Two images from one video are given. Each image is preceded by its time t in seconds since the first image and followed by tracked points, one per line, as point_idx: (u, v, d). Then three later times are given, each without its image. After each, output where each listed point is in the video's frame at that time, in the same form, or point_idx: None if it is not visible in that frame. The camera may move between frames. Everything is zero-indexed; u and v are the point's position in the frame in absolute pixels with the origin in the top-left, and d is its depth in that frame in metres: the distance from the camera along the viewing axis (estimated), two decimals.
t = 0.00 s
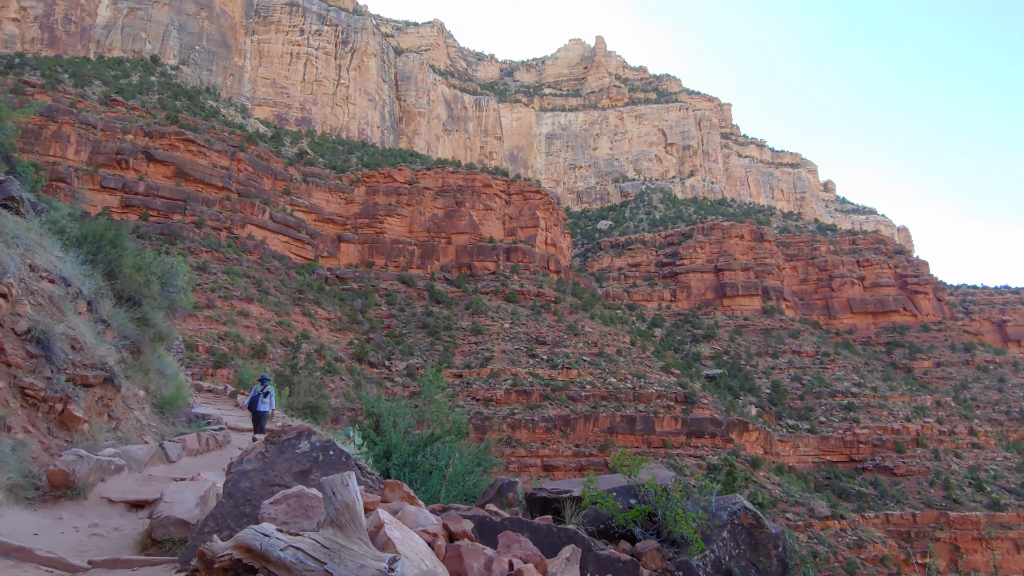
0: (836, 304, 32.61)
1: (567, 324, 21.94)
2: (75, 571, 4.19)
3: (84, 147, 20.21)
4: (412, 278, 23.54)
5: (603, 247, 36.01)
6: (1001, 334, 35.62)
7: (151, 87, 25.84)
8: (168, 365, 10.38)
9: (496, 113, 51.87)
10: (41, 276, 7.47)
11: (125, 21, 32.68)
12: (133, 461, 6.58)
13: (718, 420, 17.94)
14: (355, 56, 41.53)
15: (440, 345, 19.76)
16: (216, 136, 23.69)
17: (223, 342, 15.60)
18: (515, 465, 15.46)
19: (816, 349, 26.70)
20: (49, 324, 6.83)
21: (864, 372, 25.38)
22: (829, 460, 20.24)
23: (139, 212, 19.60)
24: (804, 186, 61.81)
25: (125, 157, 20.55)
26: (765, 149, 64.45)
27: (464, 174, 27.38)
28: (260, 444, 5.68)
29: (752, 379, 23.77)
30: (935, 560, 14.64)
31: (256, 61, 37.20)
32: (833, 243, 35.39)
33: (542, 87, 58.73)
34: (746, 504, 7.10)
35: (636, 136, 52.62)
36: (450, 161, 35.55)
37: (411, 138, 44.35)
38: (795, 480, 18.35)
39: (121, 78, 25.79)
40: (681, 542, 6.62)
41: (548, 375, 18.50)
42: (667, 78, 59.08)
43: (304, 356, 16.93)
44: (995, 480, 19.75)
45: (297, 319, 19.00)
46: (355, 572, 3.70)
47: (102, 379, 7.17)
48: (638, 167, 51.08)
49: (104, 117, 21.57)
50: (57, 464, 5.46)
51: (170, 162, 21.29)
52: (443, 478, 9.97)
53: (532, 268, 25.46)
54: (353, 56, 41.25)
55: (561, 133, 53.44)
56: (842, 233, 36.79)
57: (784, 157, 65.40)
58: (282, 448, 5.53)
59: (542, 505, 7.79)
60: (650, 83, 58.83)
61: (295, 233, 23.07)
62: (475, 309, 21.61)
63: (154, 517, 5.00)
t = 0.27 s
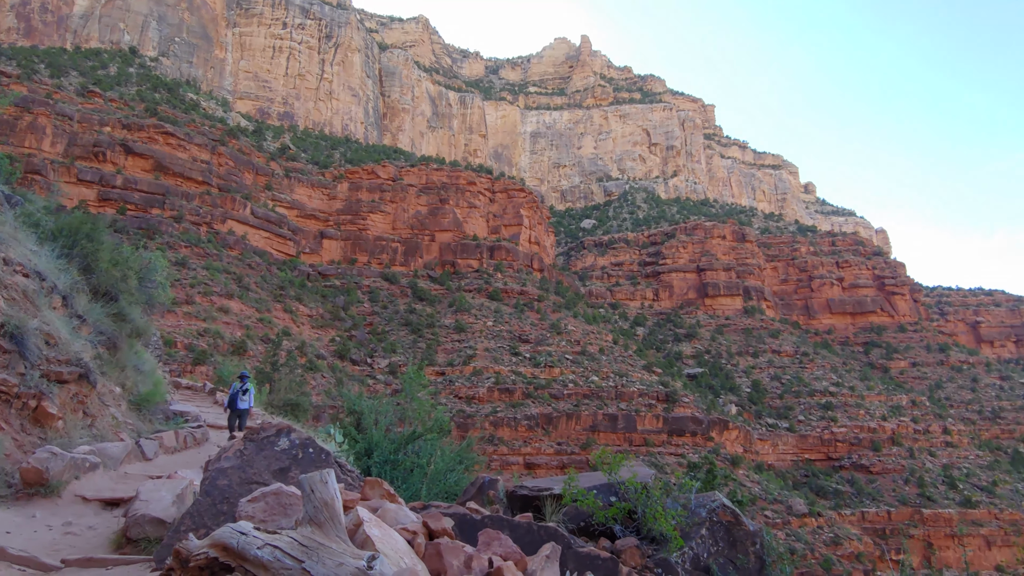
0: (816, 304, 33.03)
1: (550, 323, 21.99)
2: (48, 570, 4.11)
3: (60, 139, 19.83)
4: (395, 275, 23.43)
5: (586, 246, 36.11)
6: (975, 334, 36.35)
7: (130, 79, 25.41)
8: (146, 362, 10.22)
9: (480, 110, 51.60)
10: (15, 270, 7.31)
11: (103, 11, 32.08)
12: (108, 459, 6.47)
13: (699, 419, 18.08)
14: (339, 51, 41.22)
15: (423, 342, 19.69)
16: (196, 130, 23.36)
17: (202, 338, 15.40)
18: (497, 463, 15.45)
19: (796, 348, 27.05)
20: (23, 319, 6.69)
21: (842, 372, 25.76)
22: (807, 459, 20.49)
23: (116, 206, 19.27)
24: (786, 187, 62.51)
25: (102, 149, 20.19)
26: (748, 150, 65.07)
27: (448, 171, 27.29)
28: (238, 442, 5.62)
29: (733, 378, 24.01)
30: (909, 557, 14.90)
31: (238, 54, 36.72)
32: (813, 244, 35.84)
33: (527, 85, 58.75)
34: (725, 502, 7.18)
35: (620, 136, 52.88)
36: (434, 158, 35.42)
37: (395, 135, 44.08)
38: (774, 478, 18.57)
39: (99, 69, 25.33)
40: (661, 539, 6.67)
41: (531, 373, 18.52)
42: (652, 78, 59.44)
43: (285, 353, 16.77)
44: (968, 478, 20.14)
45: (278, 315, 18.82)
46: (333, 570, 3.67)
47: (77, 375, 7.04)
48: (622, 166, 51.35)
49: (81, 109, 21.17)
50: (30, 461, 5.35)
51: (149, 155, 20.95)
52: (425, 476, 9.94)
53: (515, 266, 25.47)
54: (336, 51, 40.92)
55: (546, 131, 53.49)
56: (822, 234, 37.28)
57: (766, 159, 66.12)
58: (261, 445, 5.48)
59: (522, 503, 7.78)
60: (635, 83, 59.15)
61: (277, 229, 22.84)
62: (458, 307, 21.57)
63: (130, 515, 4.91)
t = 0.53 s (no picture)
0: (786, 304, 33.60)
1: (526, 321, 22.02)
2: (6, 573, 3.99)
3: (23, 129, 19.23)
4: (370, 272, 23.23)
5: (562, 245, 36.22)
6: (938, 335, 37.37)
7: (97, 68, 24.76)
8: (112, 358, 9.97)
9: (457, 108, 51.17)
10: None
11: None
12: (71, 458, 6.29)
13: (672, 417, 18.28)
14: (314, 44, 40.69)
15: (397, 340, 19.56)
16: (166, 122, 22.85)
17: (171, 335, 15.08)
18: (472, 461, 15.41)
19: (766, 348, 27.50)
20: None
21: (810, 371, 26.27)
22: (777, 456, 20.83)
23: (82, 199, 18.77)
24: (758, 189, 63.51)
25: (68, 141, 19.64)
26: (722, 152, 65.93)
27: (424, 168, 27.14)
28: (205, 440, 5.53)
29: (705, 377, 24.32)
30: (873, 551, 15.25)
31: (210, 45, 35.98)
32: (784, 245, 36.46)
33: (505, 83, 58.71)
34: (695, 498, 7.31)
35: (596, 136, 53.20)
36: (410, 155, 35.20)
37: (370, 130, 43.66)
38: (744, 475, 18.86)
39: (64, 58, 24.62)
40: (632, 536, 6.76)
41: (506, 371, 18.54)
42: (628, 79, 59.94)
43: (257, 350, 16.51)
44: (930, 474, 20.70)
45: (249, 312, 18.52)
46: (302, 570, 3.61)
47: (40, 372, 6.83)
48: (598, 166, 51.66)
49: (45, 98, 20.56)
50: None
51: (117, 147, 20.43)
52: (398, 475, 9.89)
53: (491, 265, 25.47)
54: (311, 45, 40.40)
55: (523, 130, 53.50)
56: (792, 236, 37.96)
57: (739, 160, 67.09)
58: (229, 444, 5.40)
59: (495, 501, 7.75)
60: (611, 84, 59.58)
61: (249, 224, 22.48)
62: (434, 305, 21.48)
63: (93, 516, 4.78)
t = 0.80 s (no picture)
0: (763, 304, 34.03)
1: (506, 319, 22.04)
2: None
3: None
4: (349, 269, 23.06)
5: (543, 243, 36.26)
6: (910, 334, 38.15)
7: (70, 58, 24.21)
8: (84, 354, 9.75)
9: (439, 104, 50.85)
10: None
11: None
12: (41, 455, 6.15)
13: (650, 415, 18.45)
14: (294, 38, 40.23)
15: (377, 337, 19.44)
16: (141, 114, 22.41)
17: (145, 331, 14.82)
18: (451, 459, 15.37)
19: (744, 346, 27.85)
20: None
21: (786, 369, 26.67)
22: (753, 453, 21.09)
23: (54, 191, 18.34)
24: (737, 190, 64.27)
25: (39, 132, 19.17)
26: (702, 152, 66.53)
27: (405, 165, 26.99)
28: (179, 437, 5.46)
29: (683, 375, 24.56)
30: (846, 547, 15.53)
31: (186, 37, 35.34)
32: (762, 245, 36.93)
33: (487, 81, 58.62)
34: (671, 495, 7.38)
35: (578, 134, 53.44)
36: (391, 151, 34.98)
37: (351, 126, 43.27)
38: (721, 472, 19.08)
39: (35, 47, 24.03)
40: (609, 532, 6.86)
41: (486, 369, 18.55)
42: (610, 78, 60.30)
43: (234, 347, 16.30)
44: (901, 471, 21.13)
45: (226, 308, 18.27)
46: (276, 568, 3.58)
47: (8, 368, 6.66)
48: (580, 164, 51.89)
49: (16, 88, 20.05)
50: None
51: (91, 139, 20.00)
52: (376, 473, 9.84)
53: (472, 262, 25.46)
54: (291, 38, 39.95)
55: (504, 127, 53.45)
56: (770, 236, 38.46)
57: (719, 161, 67.76)
58: (204, 441, 5.35)
59: (473, 498, 7.97)
60: (593, 83, 59.91)
61: (226, 219, 22.18)
62: (414, 302, 21.40)
63: (63, 514, 4.68)
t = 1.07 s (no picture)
0: (739, 303, 34.44)
1: (484, 317, 22.04)
2: None
3: None
4: (326, 265, 22.83)
5: (522, 241, 36.24)
6: (881, 334, 38.95)
7: (38, 48, 23.58)
8: (52, 351, 9.51)
9: (418, 101, 50.55)
10: None
11: None
12: (6, 454, 5.99)
13: (627, 413, 18.58)
14: (270, 31, 39.70)
15: (354, 335, 19.28)
16: (113, 106, 21.92)
17: (115, 328, 14.51)
18: (428, 457, 15.29)
19: (719, 345, 28.20)
20: None
21: (761, 368, 27.04)
22: (728, 451, 21.34)
23: (21, 183, 17.86)
24: (714, 190, 65.01)
25: (6, 122, 18.63)
26: (680, 152, 67.13)
27: (383, 161, 26.78)
28: (146, 436, 5.38)
29: (660, 374, 24.78)
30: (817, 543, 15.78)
31: (159, 27, 34.59)
32: (738, 245, 37.37)
33: (466, 78, 58.40)
34: (646, 493, 7.62)
35: (557, 133, 53.62)
36: (370, 147, 34.69)
37: (328, 121, 42.79)
38: (696, 469, 19.28)
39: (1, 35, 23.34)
40: (583, 530, 6.90)
41: (464, 367, 18.54)
42: (590, 78, 60.60)
43: (207, 344, 16.03)
44: (871, 468, 21.56)
45: (200, 305, 17.97)
46: (246, 569, 3.54)
47: None
48: (559, 163, 52.07)
49: None
50: None
51: (60, 130, 19.49)
52: (351, 471, 9.79)
53: (450, 260, 25.40)
54: (268, 31, 39.41)
55: (484, 125, 53.32)
56: (746, 236, 38.95)
57: (697, 161, 68.42)
58: (174, 440, 5.30)
59: (449, 496, 7.94)
60: (572, 82, 60.13)
61: (200, 214, 21.82)
62: (391, 299, 21.27)
63: (27, 515, 4.55)
